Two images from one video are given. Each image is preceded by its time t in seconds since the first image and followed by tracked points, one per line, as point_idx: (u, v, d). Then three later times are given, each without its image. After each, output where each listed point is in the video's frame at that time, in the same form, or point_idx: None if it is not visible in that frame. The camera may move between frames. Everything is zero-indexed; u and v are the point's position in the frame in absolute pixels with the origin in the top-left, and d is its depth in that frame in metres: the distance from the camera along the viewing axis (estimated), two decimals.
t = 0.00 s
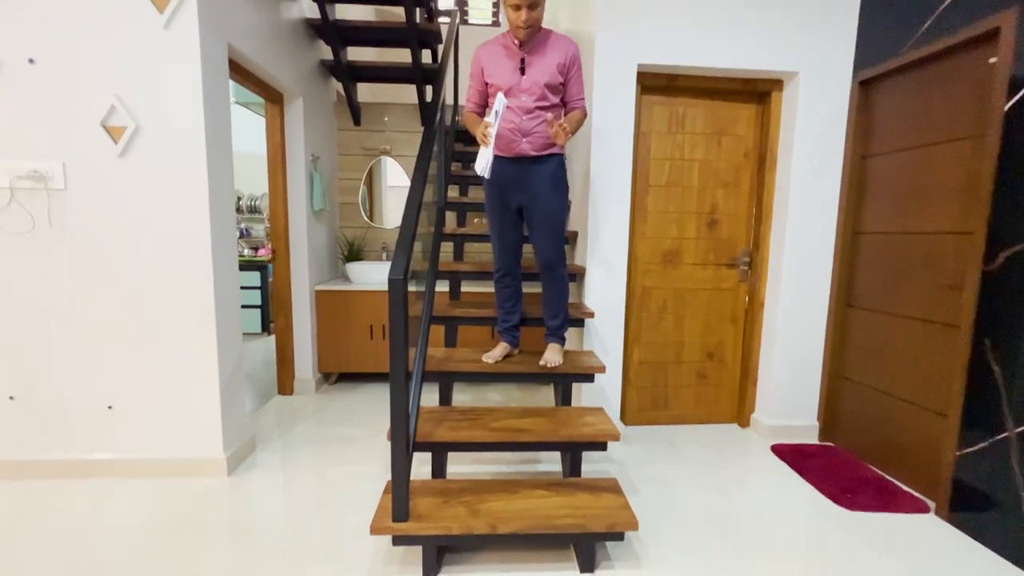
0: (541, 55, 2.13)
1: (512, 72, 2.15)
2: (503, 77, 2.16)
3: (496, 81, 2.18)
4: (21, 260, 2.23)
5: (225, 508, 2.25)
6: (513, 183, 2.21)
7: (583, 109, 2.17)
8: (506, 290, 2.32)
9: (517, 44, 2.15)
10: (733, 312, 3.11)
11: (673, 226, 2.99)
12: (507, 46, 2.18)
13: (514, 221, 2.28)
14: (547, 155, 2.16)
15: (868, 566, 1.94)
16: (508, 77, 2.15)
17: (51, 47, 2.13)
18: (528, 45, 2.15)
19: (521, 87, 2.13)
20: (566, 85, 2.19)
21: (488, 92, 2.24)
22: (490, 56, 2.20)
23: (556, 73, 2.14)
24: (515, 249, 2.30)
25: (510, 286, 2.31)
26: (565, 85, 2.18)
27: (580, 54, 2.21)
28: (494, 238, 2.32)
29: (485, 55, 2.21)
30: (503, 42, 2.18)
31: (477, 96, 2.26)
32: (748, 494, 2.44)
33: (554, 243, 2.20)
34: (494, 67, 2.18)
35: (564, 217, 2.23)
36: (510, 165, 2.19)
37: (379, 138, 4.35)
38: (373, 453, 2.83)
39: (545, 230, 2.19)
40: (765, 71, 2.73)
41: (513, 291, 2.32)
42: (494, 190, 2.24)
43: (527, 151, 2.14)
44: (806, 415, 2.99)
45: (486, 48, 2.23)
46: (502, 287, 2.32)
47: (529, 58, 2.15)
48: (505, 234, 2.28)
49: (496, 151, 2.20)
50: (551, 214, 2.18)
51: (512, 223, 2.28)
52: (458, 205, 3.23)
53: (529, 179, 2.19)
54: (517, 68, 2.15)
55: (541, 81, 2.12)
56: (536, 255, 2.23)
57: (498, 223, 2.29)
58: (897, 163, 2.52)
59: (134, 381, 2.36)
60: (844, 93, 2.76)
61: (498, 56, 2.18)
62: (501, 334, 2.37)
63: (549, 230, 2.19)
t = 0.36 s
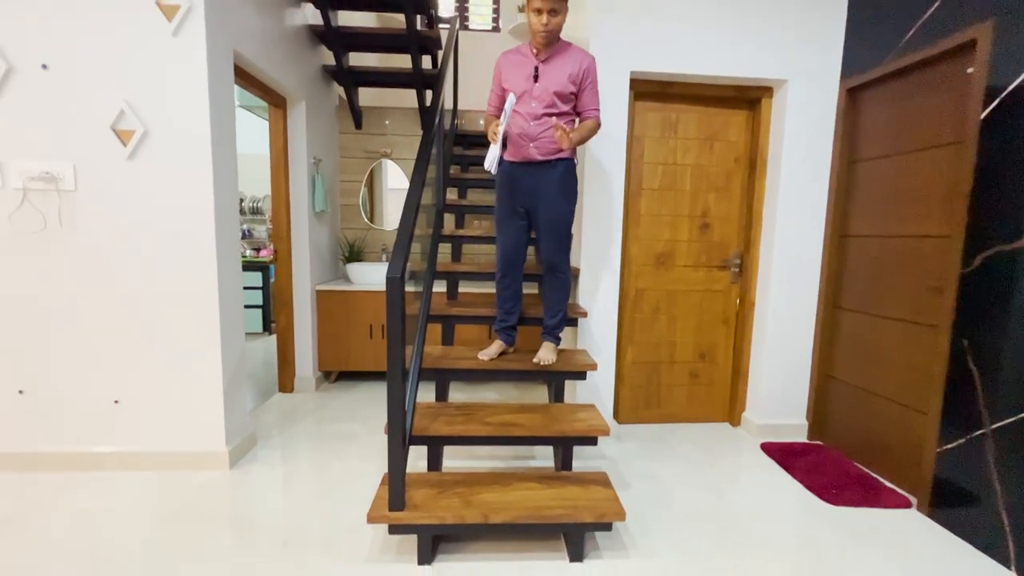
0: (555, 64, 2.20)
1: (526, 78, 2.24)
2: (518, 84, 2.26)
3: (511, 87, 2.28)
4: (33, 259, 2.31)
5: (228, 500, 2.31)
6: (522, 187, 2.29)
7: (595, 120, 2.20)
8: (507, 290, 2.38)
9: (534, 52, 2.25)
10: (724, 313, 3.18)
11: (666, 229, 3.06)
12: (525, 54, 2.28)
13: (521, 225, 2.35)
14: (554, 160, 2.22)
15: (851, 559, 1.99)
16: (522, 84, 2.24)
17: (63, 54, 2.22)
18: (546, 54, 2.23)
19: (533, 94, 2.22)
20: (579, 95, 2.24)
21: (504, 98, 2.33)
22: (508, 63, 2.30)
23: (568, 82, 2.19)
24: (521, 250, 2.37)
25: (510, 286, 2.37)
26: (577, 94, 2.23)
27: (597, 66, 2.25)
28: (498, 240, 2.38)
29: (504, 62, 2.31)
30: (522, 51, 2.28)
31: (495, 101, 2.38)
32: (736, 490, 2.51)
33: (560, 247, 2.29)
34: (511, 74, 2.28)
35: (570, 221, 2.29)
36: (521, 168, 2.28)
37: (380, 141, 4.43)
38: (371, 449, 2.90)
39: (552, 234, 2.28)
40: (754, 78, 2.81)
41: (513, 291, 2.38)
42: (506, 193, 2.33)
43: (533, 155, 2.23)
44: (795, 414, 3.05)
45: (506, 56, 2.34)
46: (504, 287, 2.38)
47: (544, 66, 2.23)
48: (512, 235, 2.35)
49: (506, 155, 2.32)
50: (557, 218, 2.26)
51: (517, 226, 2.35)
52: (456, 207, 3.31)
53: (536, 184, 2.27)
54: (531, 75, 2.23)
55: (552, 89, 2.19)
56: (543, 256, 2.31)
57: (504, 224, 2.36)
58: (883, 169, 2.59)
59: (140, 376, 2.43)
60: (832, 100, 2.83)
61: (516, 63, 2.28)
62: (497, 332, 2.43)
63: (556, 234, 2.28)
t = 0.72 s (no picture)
0: (562, 75, 2.31)
1: (534, 88, 2.34)
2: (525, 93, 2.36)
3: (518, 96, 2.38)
4: (50, 262, 2.41)
5: (234, 495, 2.39)
6: (527, 193, 2.38)
7: (598, 129, 2.28)
8: (508, 292, 2.46)
9: (542, 63, 2.36)
10: (718, 316, 3.25)
11: (661, 234, 3.14)
12: (533, 67, 2.38)
13: (525, 230, 2.44)
14: (559, 167, 2.32)
15: (838, 554, 2.05)
16: (530, 93, 2.34)
17: (82, 66, 2.32)
18: (553, 65, 2.33)
19: (540, 102, 2.32)
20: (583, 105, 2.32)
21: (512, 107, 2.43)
22: (517, 75, 2.41)
23: (574, 93, 2.29)
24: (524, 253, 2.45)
25: (512, 288, 2.45)
26: (581, 104, 2.32)
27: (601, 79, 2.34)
28: (502, 243, 2.47)
29: (512, 73, 2.42)
30: (530, 64, 2.39)
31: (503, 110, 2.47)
32: (729, 488, 2.57)
33: (563, 252, 2.38)
34: (519, 84, 2.38)
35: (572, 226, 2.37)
36: (526, 175, 2.37)
37: (383, 148, 4.54)
38: (373, 447, 2.97)
39: (555, 239, 2.36)
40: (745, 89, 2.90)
41: (515, 294, 2.45)
42: (512, 199, 2.43)
43: (539, 161, 2.32)
44: (788, 415, 3.12)
45: (515, 68, 2.45)
46: (506, 288, 2.46)
47: (550, 77, 2.33)
48: (515, 239, 2.44)
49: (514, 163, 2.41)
50: (560, 223, 2.34)
51: (520, 230, 2.44)
52: (457, 213, 3.40)
53: (540, 191, 2.35)
54: (538, 85, 2.34)
55: (558, 98, 2.29)
56: (545, 260, 2.39)
57: (508, 228, 2.45)
58: (870, 176, 2.67)
59: (150, 375, 2.52)
60: (822, 109, 2.92)
61: (525, 74, 2.38)
62: (497, 333, 2.51)
63: (559, 238, 2.36)
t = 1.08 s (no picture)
0: (569, 92, 2.40)
1: (541, 104, 2.42)
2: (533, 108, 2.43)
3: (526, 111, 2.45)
4: (65, 272, 2.47)
5: (241, 501, 2.43)
6: (532, 205, 2.45)
7: (603, 144, 2.37)
8: (512, 301, 2.51)
9: (549, 80, 2.44)
10: (718, 324, 3.30)
11: (660, 244, 3.20)
12: (540, 83, 2.46)
13: (529, 240, 2.50)
14: (565, 180, 2.39)
15: (837, 560, 2.08)
16: (537, 109, 2.42)
17: (99, 84, 2.41)
18: (560, 82, 2.42)
19: (547, 118, 2.40)
20: (588, 121, 2.41)
21: (518, 121, 2.50)
22: (524, 91, 2.49)
23: (580, 109, 2.38)
24: (529, 263, 2.51)
25: (515, 297, 2.50)
26: (587, 120, 2.40)
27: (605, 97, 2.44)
28: (507, 253, 2.53)
29: (520, 89, 2.49)
30: (537, 81, 2.47)
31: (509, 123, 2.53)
32: (728, 494, 2.60)
33: (566, 263, 2.43)
34: (526, 99, 2.46)
35: (574, 238, 2.43)
36: (530, 188, 2.44)
37: (387, 160, 4.63)
38: (377, 454, 3.02)
39: (559, 250, 2.42)
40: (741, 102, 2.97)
41: (518, 302, 2.51)
42: (517, 210, 2.49)
43: (546, 174, 2.39)
44: (787, 422, 3.15)
45: (522, 84, 2.53)
46: (509, 297, 2.51)
47: (557, 93, 2.42)
48: (519, 250, 2.50)
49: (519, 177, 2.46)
50: (563, 234, 2.41)
51: (525, 240, 2.50)
52: (460, 223, 3.46)
53: (546, 203, 2.43)
54: (545, 101, 2.42)
55: (565, 114, 2.38)
56: (547, 269, 2.45)
57: (513, 238, 2.51)
58: (864, 187, 2.73)
59: (161, 383, 2.58)
60: (816, 122, 2.99)
61: (532, 90, 2.46)
62: (499, 341, 2.56)
63: (562, 250, 2.42)
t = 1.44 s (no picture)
0: (567, 106, 2.48)
1: (540, 117, 2.50)
2: (532, 121, 2.52)
3: (525, 124, 2.54)
4: (78, 281, 2.53)
5: (248, 505, 2.47)
6: (533, 213, 2.52)
7: (600, 157, 2.46)
8: (516, 309, 2.57)
9: (547, 93, 2.52)
10: (715, 330, 3.37)
11: (658, 251, 3.27)
12: (539, 96, 2.55)
13: (530, 248, 2.56)
14: (563, 190, 2.46)
15: (833, 559, 2.13)
16: (537, 121, 2.50)
17: (111, 97, 2.47)
18: (558, 96, 2.50)
19: (546, 130, 2.48)
20: (585, 134, 2.50)
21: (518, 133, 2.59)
22: (524, 104, 2.57)
23: (577, 122, 2.47)
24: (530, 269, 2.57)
25: (519, 306, 2.56)
26: (584, 133, 2.49)
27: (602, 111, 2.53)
28: (510, 262, 2.60)
29: (520, 102, 2.58)
30: (537, 94, 2.56)
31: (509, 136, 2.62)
32: (727, 496, 2.65)
33: (568, 271, 2.50)
34: (526, 112, 2.54)
35: (574, 246, 2.50)
36: (531, 197, 2.50)
37: (389, 168, 4.70)
38: (381, 459, 3.06)
39: (561, 259, 2.48)
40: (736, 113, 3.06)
41: (522, 309, 2.57)
42: (518, 218, 2.55)
43: (544, 184, 2.46)
44: (784, 426, 3.21)
45: (521, 97, 2.61)
46: (514, 306, 2.58)
47: (555, 106, 2.50)
48: (521, 258, 2.56)
49: (523, 186, 2.50)
50: (564, 242, 2.47)
51: (527, 249, 2.56)
52: (462, 231, 3.53)
53: (546, 212, 2.50)
54: (544, 114, 2.50)
55: (563, 127, 2.46)
56: (548, 276, 2.51)
57: (516, 246, 2.57)
58: (855, 196, 2.81)
59: (169, 389, 2.62)
60: (809, 132, 3.07)
61: (531, 103, 2.55)
62: (508, 347, 2.62)
63: (564, 259, 2.48)
